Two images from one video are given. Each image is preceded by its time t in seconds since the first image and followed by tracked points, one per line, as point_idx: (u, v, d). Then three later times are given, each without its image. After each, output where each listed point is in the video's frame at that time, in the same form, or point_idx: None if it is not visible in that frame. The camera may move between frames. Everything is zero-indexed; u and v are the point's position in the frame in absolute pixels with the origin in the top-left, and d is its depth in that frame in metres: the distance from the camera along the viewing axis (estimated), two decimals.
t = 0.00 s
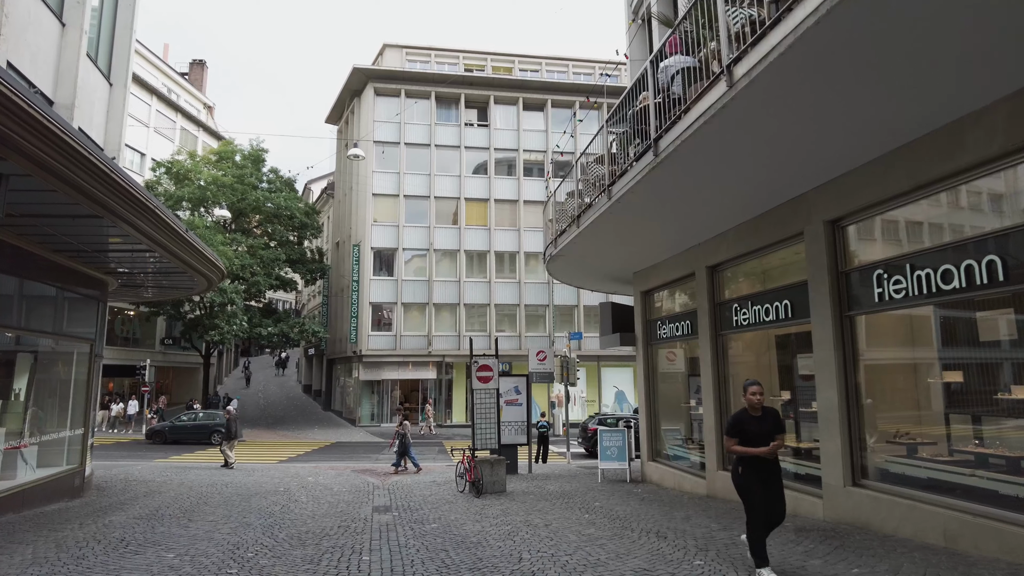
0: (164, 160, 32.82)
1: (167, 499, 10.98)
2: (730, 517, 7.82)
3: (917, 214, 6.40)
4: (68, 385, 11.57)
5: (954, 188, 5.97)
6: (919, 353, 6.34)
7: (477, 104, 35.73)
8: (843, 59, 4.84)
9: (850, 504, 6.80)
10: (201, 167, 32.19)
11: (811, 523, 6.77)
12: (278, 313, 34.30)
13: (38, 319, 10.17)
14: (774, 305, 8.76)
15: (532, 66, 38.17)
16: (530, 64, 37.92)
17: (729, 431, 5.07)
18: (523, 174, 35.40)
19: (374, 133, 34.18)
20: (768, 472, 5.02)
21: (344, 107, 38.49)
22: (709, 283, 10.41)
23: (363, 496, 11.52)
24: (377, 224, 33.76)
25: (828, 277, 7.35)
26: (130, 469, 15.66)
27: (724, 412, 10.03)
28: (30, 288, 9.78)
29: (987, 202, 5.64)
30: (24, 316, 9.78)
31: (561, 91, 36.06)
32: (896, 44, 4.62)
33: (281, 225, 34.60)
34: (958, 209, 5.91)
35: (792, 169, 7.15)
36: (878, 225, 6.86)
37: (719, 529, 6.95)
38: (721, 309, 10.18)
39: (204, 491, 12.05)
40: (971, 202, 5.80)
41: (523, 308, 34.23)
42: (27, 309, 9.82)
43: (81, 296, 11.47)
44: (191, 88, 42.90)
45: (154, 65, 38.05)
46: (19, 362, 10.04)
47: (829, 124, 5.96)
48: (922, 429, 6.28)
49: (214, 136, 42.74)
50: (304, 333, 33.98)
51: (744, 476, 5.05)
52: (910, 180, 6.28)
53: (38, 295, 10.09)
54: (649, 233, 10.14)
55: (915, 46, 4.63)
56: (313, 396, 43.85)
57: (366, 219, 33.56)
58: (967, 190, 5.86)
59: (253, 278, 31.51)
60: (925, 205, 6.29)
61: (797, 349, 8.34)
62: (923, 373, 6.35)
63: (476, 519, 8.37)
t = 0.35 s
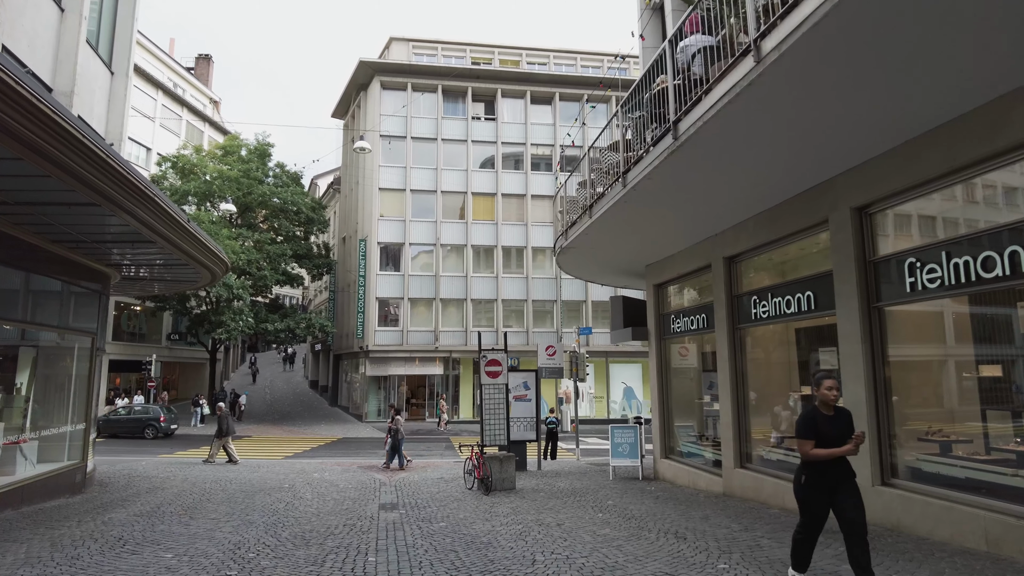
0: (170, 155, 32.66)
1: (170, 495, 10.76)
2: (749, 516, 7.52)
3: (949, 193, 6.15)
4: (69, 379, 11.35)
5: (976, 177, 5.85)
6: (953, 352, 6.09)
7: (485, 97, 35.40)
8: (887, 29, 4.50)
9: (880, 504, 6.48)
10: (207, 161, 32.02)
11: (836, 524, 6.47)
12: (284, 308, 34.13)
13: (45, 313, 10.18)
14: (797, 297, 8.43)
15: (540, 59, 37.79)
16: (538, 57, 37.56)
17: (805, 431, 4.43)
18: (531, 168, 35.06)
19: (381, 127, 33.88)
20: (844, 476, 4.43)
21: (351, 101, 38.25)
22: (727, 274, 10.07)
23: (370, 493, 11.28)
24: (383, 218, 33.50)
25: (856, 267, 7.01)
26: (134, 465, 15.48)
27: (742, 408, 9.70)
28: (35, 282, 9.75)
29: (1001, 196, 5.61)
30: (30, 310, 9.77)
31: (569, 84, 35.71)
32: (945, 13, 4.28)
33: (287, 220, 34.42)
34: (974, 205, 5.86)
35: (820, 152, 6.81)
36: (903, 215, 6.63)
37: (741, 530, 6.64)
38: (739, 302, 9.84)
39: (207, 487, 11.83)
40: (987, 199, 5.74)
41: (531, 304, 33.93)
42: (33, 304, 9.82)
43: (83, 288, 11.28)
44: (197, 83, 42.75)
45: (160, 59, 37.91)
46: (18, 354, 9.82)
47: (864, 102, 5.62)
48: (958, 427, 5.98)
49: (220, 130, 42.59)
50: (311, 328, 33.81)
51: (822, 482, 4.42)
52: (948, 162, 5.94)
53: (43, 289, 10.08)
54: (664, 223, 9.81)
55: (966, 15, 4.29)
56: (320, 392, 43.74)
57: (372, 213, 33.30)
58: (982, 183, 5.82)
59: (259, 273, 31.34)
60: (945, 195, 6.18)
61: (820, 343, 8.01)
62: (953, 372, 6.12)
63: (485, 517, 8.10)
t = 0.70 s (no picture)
0: (173, 142, 32.38)
1: (170, 482, 10.57)
2: (765, 505, 7.24)
3: (976, 167, 5.86)
4: (67, 366, 11.11)
5: (1013, 148, 5.51)
6: (978, 343, 5.88)
7: (490, 82, 34.92)
8: None
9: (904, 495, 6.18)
10: (210, 148, 31.74)
11: (859, 515, 6.18)
12: (289, 296, 33.94)
13: (50, 300, 10.23)
14: (814, 278, 8.11)
15: (545, 42, 37.23)
16: (544, 41, 36.99)
17: (881, 409, 3.60)
18: (537, 153, 34.62)
19: (385, 113, 33.48)
20: (937, 457, 3.61)
21: (355, 86, 37.85)
22: (740, 256, 9.73)
23: (373, 481, 11.07)
24: (387, 205, 33.20)
25: (881, 245, 6.68)
26: (136, 452, 15.30)
27: (756, 394, 9.39)
28: (38, 270, 9.75)
29: None
30: (34, 297, 9.80)
31: (575, 67, 35.19)
32: None
33: (291, 207, 34.15)
34: (987, 189, 5.70)
35: (844, 123, 6.44)
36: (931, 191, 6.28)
37: (758, 520, 6.38)
38: (753, 284, 9.49)
39: (209, 475, 11.64)
40: (1001, 183, 5.58)
41: (537, 291, 33.63)
42: (38, 291, 9.86)
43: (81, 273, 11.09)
44: (200, 69, 42.39)
45: (162, 45, 37.54)
46: (11, 339, 9.59)
47: (897, 66, 5.23)
48: (989, 413, 5.68)
49: (223, 117, 42.25)
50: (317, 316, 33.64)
51: (918, 468, 3.58)
52: (983, 132, 5.58)
53: (48, 276, 10.12)
54: (676, 203, 9.45)
55: None
56: (326, 379, 43.70)
57: (376, 200, 33.01)
58: (1003, 162, 5.60)
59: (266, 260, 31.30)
60: (965, 174, 5.95)
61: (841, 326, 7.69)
62: (970, 362, 5.98)
63: (491, 506, 7.85)
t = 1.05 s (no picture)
0: (188, 141, 32.42)
1: (181, 483, 10.40)
2: (796, 512, 6.84)
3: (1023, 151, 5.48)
4: (78, 365, 11.00)
5: None
6: None
7: (504, 76, 34.56)
8: None
9: (948, 502, 5.78)
10: (225, 146, 31.73)
11: (898, 524, 5.79)
12: (305, 294, 33.88)
13: (70, 299, 10.43)
14: (845, 271, 7.70)
15: (560, 36, 36.76)
16: (559, 34, 36.51)
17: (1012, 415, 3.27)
18: (552, 148, 34.21)
19: (399, 109, 33.26)
20: None
21: (369, 83, 37.70)
22: (766, 249, 9.32)
23: (387, 482, 10.83)
24: (402, 202, 33.00)
25: (921, 235, 6.25)
26: (151, 452, 15.20)
27: (783, 393, 8.98)
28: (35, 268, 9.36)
29: None
30: (54, 296, 9.97)
31: (590, 61, 34.72)
32: None
33: (307, 205, 34.06)
34: None
35: (883, 104, 6.00)
36: (975, 176, 5.86)
37: (788, 528, 6.02)
38: (779, 279, 9.08)
39: (221, 475, 11.47)
40: None
41: (553, 288, 33.26)
42: (57, 290, 10.03)
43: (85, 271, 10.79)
44: (215, 68, 42.46)
45: (177, 45, 37.63)
46: (22, 339, 9.49)
47: (942, 39, 4.83)
48: None
49: (238, 116, 42.32)
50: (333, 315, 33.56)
51: None
52: None
53: (66, 276, 10.28)
54: (697, 194, 9.06)
55: None
56: (342, 378, 43.70)
57: (391, 197, 32.83)
58: None
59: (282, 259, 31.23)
60: (1013, 157, 5.52)
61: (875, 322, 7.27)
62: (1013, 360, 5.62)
63: (506, 510, 7.55)
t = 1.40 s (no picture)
0: (215, 141, 32.66)
1: (204, 480, 10.26)
2: (847, 515, 6.39)
3: None
4: (103, 361, 10.94)
5: None
6: None
7: (528, 72, 34.22)
8: None
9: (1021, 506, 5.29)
10: (251, 146, 31.89)
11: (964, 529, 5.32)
12: (330, 293, 33.91)
13: (102, 297, 10.55)
14: (896, 259, 7.20)
15: (584, 30, 36.27)
16: (583, 28, 36.01)
17: None
18: (577, 144, 33.75)
19: (423, 107, 33.13)
20: None
21: (392, 81, 37.65)
22: (807, 238, 8.82)
23: (412, 481, 10.57)
24: (425, 200, 32.86)
25: (987, 217, 5.76)
26: (176, 449, 15.15)
27: (828, 390, 8.48)
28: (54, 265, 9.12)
29: None
30: (86, 295, 10.09)
31: (615, 55, 34.22)
32: None
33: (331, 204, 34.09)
34: None
35: (944, 75, 5.54)
36: None
37: (842, 533, 5.58)
38: (822, 269, 8.59)
39: (245, 473, 11.31)
40: None
41: (579, 285, 32.84)
42: (89, 289, 10.15)
43: (108, 266, 10.67)
44: (240, 69, 42.81)
45: (203, 46, 37.98)
46: (50, 336, 9.47)
47: None
48: None
49: (263, 116, 42.60)
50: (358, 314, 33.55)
51: None
52: None
53: (97, 274, 10.39)
54: (734, 180, 8.61)
55: None
56: (368, 376, 43.78)
57: (414, 195, 32.71)
58: None
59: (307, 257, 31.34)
60: None
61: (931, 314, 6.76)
62: None
63: (536, 511, 7.21)
